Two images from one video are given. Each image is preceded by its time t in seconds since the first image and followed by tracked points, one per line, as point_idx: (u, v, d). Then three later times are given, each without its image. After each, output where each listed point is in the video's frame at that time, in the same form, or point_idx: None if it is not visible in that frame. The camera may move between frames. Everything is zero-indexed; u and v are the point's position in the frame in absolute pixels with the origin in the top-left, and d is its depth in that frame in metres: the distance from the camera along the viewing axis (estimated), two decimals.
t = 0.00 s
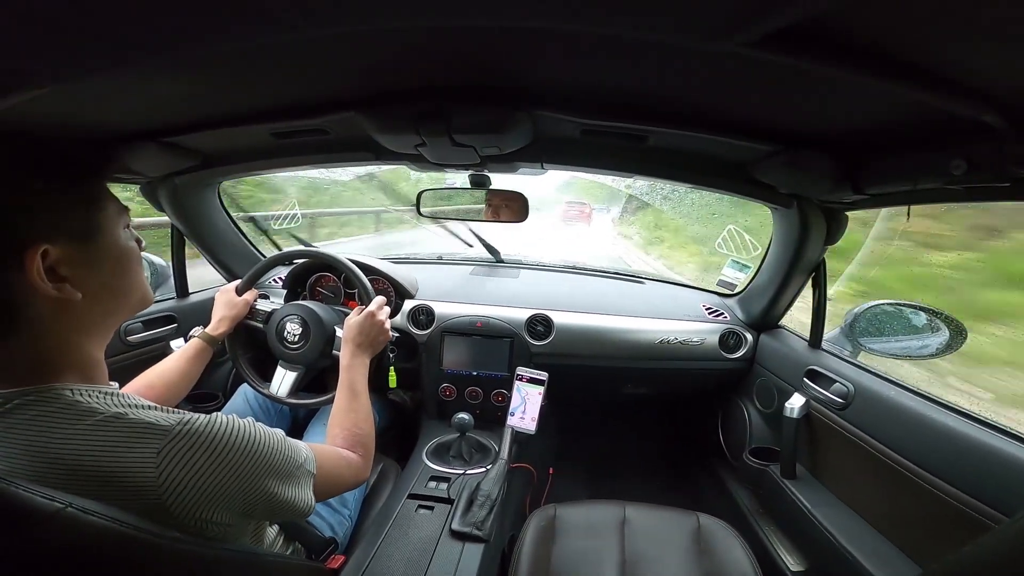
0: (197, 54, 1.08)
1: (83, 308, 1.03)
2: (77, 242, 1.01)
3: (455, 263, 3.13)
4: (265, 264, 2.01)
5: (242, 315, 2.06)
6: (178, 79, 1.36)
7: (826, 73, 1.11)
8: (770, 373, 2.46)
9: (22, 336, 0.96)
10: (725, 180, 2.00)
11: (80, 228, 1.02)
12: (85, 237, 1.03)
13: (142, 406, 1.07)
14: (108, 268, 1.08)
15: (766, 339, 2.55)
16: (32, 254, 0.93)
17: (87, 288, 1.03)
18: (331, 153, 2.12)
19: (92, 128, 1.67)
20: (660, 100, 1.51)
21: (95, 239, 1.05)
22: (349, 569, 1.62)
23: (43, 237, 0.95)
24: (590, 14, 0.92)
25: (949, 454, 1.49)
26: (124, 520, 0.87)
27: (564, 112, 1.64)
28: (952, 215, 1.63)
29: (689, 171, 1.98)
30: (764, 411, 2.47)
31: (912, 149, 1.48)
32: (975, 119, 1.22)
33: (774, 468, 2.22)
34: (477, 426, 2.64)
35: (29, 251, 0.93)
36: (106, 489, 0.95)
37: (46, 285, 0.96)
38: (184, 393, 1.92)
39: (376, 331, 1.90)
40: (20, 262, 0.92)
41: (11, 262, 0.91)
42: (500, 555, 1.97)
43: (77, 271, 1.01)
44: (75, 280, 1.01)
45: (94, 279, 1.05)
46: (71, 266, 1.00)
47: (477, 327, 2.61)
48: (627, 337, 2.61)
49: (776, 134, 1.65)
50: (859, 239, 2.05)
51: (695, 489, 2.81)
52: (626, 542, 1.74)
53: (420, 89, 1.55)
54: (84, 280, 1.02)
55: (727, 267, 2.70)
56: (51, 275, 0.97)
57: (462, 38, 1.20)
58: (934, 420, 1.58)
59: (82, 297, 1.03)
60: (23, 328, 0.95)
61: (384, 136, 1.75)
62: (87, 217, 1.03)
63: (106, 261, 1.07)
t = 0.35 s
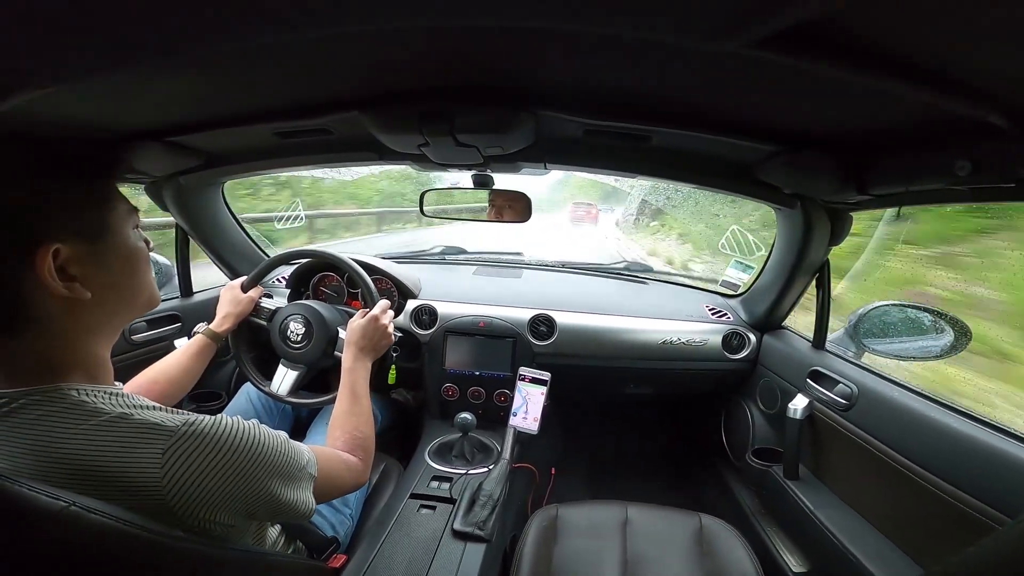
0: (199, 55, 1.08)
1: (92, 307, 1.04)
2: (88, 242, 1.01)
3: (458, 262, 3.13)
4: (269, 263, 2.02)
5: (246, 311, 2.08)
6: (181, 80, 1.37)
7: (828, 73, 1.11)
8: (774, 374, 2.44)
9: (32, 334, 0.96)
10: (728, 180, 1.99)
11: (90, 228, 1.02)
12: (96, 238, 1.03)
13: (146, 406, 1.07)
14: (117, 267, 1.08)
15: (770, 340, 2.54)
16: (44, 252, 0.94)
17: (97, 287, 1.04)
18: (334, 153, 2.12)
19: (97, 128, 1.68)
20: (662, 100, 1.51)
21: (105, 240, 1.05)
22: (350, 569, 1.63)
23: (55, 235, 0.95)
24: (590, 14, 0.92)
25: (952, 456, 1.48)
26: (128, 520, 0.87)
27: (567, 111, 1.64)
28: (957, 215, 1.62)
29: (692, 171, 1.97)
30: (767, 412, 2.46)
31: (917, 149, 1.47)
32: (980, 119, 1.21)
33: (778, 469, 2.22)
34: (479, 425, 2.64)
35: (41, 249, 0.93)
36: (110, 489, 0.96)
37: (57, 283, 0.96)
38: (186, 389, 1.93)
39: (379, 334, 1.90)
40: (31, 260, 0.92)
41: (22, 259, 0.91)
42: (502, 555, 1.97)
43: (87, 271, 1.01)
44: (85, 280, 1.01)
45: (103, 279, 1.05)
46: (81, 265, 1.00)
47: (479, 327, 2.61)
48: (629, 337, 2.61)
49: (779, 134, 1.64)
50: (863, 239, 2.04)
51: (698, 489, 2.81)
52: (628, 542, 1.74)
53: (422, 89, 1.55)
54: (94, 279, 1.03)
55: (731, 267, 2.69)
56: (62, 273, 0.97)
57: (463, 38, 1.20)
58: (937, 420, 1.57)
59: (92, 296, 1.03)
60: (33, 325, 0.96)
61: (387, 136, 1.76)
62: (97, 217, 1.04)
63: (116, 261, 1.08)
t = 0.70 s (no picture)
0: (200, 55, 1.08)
1: (97, 305, 1.04)
2: (94, 240, 1.02)
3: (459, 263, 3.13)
4: (271, 262, 2.02)
5: (248, 310, 2.08)
6: (182, 80, 1.37)
7: (829, 73, 1.11)
8: (775, 375, 2.44)
9: (38, 332, 0.97)
10: (730, 180, 1.99)
11: (95, 226, 1.03)
12: (102, 236, 1.04)
13: (148, 406, 1.07)
14: (121, 265, 1.08)
15: (771, 340, 2.53)
16: (52, 249, 0.94)
17: (102, 285, 1.05)
18: (336, 153, 2.12)
19: (99, 128, 1.69)
20: (663, 100, 1.50)
21: (109, 238, 1.06)
22: (350, 569, 1.63)
23: (62, 233, 0.96)
24: (590, 14, 0.92)
25: (954, 457, 1.48)
26: (129, 519, 0.87)
27: (568, 112, 1.64)
28: (959, 216, 1.62)
29: (693, 171, 1.97)
30: (768, 413, 2.46)
31: (918, 149, 1.46)
32: (982, 119, 1.21)
33: (779, 470, 2.21)
34: (480, 425, 2.64)
35: (49, 246, 0.94)
36: (111, 489, 0.96)
37: (64, 281, 0.97)
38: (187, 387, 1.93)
39: (380, 336, 1.91)
40: (40, 258, 0.93)
41: (30, 257, 0.92)
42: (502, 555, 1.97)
43: (93, 268, 1.02)
44: (91, 278, 1.02)
45: (108, 277, 1.06)
46: (87, 263, 1.01)
47: (479, 327, 2.61)
48: (631, 337, 2.61)
49: (781, 135, 1.64)
50: (865, 240, 2.04)
51: (699, 490, 2.81)
52: (628, 542, 1.74)
53: (422, 89, 1.55)
54: (100, 277, 1.03)
55: (732, 267, 2.69)
56: (68, 270, 0.98)
57: (464, 38, 1.20)
58: (938, 421, 1.56)
59: (97, 294, 1.04)
60: (39, 324, 0.96)
61: (388, 136, 1.76)
62: (101, 215, 1.04)
63: (120, 259, 1.08)
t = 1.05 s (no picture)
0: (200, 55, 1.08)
1: (102, 306, 1.05)
2: (101, 241, 1.03)
3: (458, 263, 3.13)
4: (269, 263, 2.02)
5: (248, 310, 2.08)
6: (181, 80, 1.37)
7: (829, 73, 1.11)
8: (774, 375, 2.44)
9: (43, 332, 0.97)
10: (730, 180, 1.99)
11: (102, 227, 1.04)
12: (109, 237, 1.05)
13: (147, 406, 1.07)
14: (126, 266, 1.09)
15: (771, 340, 2.53)
16: (64, 250, 0.96)
17: (108, 286, 1.05)
18: (336, 154, 2.12)
19: (99, 128, 1.69)
20: (663, 101, 1.50)
21: (116, 239, 1.07)
22: (350, 569, 1.62)
23: (73, 233, 0.97)
24: (590, 14, 0.92)
25: (954, 457, 1.48)
26: (128, 519, 0.87)
27: (568, 112, 1.64)
28: (959, 216, 1.62)
29: (693, 171, 1.97)
30: (768, 413, 2.46)
31: (918, 150, 1.47)
32: (981, 119, 1.21)
33: (780, 469, 2.21)
34: (480, 426, 2.64)
35: (61, 246, 0.95)
36: (111, 490, 0.96)
37: (74, 280, 0.98)
38: (186, 386, 1.93)
39: (380, 338, 1.91)
40: (52, 256, 0.95)
41: (42, 256, 0.93)
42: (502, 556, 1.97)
43: (100, 268, 1.03)
44: (97, 278, 1.03)
45: (115, 278, 1.07)
46: (95, 263, 1.02)
47: (479, 327, 2.61)
48: (630, 337, 2.61)
49: (781, 135, 1.64)
50: (865, 240, 2.04)
51: (699, 490, 2.81)
52: (628, 542, 1.74)
53: (422, 90, 1.55)
54: (107, 278, 1.04)
55: (731, 267, 2.70)
56: (77, 270, 0.99)
57: (464, 39, 1.20)
58: (938, 421, 1.56)
59: (103, 295, 1.04)
60: (44, 324, 0.97)
61: (387, 136, 1.76)
62: (107, 216, 1.05)
63: (125, 259, 1.09)
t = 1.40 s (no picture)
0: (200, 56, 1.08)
1: (98, 306, 1.05)
2: (97, 241, 1.03)
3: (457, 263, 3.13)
4: (267, 264, 2.01)
5: (247, 311, 2.07)
6: (180, 81, 1.36)
7: (828, 73, 1.11)
8: (773, 375, 2.45)
9: (38, 333, 0.97)
10: (728, 181, 1.99)
11: (98, 226, 1.04)
12: (104, 237, 1.05)
13: (144, 407, 1.07)
14: (121, 266, 1.09)
15: (769, 340, 2.54)
16: (61, 249, 0.96)
17: (104, 286, 1.05)
18: (334, 154, 2.12)
19: (97, 129, 1.68)
20: (662, 101, 1.51)
21: (111, 239, 1.07)
22: (350, 569, 1.62)
23: (70, 232, 0.97)
24: (590, 14, 0.92)
25: (952, 456, 1.48)
26: (126, 520, 0.87)
27: (567, 112, 1.64)
28: (958, 216, 1.62)
29: (693, 171, 1.98)
30: (767, 413, 2.46)
31: (916, 150, 1.47)
32: (980, 120, 1.22)
33: (779, 469, 2.21)
34: (479, 426, 2.64)
35: (58, 245, 0.95)
36: (108, 491, 0.95)
37: (71, 280, 0.98)
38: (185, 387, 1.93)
39: (379, 339, 1.90)
40: (50, 256, 0.94)
41: (40, 255, 0.93)
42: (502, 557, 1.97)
43: (96, 269, 1.03)
44: (93, 278, 1.02)
45: (110, 278, 1.06)
46: (91, 263, 1.02)
47: (478, 328, 2.61)
48: (629, 337, 2.61)
49: (780, 135, 1.64)
50: (864, 240, 2.04)
51: (698, 490, 2.81)
52: (628, 542, 1.74)
53: (421, 91, 1.55)
54: (102, 278, 1.04)
55: (730, 267, 2.70)
56: (74, 270, 0.99)
57: (463, 39, 1.20)
58: (936, 421, 1.57)
59: (98, 295, 1.04)
60: (39, 324, 0.96)
61: (386, 137, 1.76)
62: (103, 216, 1.05)
63: (120, 259, 1.09)
